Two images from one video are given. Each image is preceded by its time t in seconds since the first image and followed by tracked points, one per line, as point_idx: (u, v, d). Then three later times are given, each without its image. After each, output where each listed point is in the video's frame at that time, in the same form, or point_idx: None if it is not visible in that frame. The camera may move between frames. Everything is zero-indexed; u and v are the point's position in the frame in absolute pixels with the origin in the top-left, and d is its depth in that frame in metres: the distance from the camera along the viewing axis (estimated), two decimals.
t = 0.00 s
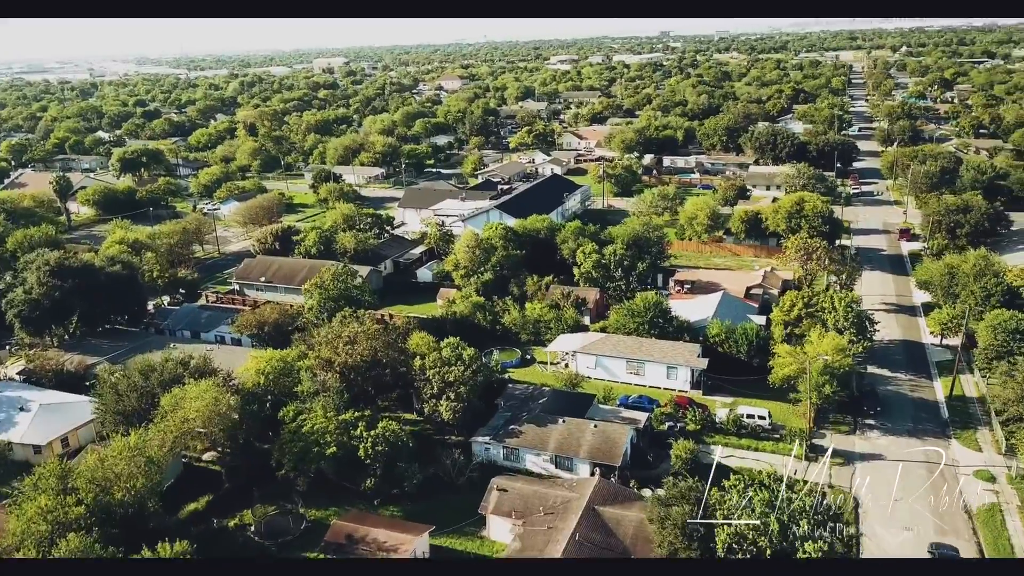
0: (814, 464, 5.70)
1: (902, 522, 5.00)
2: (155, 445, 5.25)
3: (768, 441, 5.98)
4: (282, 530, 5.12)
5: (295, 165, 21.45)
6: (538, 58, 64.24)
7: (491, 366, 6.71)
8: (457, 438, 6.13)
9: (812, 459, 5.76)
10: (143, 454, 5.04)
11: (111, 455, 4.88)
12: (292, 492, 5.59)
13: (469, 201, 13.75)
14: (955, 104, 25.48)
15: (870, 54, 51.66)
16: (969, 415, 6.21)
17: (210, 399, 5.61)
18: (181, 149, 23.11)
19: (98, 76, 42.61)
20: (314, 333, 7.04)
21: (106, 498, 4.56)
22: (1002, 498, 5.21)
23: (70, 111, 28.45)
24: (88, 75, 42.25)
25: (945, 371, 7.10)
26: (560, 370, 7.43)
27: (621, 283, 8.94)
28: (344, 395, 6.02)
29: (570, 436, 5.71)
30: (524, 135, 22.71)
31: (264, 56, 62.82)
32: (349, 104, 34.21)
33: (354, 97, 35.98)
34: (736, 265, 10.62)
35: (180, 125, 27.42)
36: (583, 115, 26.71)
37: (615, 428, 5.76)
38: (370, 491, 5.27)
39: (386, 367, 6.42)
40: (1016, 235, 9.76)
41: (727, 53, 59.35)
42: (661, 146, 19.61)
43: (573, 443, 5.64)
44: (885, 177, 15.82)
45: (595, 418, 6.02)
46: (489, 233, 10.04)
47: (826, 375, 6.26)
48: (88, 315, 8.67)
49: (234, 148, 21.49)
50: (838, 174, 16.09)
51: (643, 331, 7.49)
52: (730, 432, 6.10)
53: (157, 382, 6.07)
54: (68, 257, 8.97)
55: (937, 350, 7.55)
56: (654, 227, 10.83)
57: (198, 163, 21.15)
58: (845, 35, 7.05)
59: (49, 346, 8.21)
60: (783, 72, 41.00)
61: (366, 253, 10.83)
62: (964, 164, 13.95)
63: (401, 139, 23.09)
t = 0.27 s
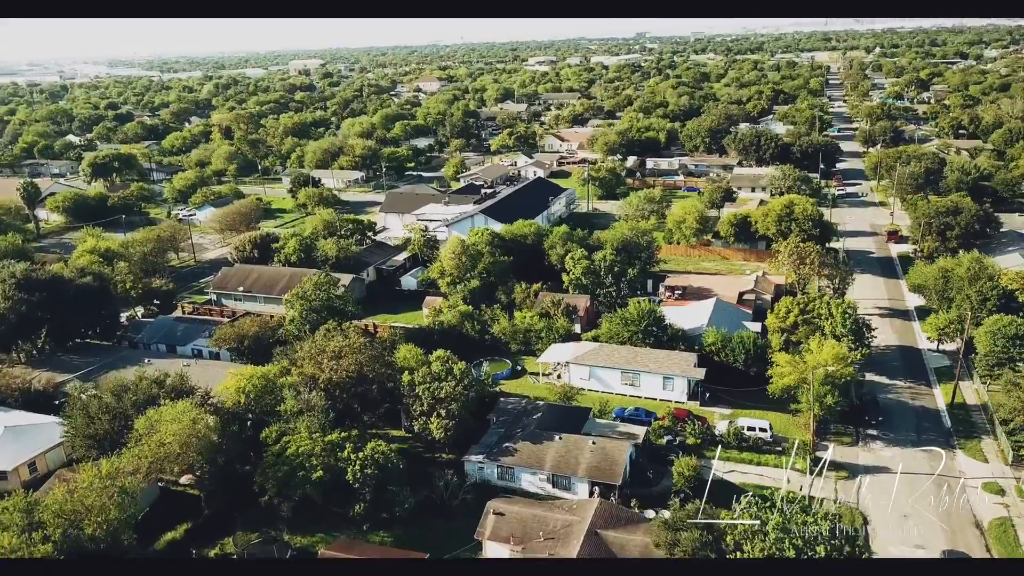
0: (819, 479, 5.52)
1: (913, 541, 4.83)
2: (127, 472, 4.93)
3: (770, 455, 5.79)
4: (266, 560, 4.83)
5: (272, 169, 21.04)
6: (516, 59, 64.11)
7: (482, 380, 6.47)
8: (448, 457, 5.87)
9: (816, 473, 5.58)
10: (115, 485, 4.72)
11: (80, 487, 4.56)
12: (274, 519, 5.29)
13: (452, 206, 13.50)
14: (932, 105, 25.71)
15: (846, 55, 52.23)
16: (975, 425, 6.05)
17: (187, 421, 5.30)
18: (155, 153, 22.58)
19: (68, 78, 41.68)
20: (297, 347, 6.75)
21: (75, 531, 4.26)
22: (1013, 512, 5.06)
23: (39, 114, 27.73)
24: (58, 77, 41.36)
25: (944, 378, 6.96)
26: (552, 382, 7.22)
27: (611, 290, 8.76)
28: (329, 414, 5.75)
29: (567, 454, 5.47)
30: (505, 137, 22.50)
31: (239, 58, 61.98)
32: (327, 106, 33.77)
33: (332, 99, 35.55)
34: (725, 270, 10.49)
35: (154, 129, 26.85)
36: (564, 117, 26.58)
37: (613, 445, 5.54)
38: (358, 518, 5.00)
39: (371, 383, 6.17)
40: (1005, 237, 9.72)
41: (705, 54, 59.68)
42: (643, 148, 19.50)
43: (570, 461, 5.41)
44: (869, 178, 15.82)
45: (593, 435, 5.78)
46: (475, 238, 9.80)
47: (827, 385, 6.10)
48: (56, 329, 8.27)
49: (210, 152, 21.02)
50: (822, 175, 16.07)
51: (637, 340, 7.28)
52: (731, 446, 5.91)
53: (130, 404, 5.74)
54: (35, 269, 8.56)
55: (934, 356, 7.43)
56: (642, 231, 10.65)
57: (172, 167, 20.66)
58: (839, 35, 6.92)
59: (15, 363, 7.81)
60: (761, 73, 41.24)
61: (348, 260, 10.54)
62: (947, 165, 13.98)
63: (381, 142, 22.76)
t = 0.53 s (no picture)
0: (824, 492, 5.37)
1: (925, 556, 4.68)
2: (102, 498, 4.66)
3: (773, 468, 5.64)
4: None
5: (253, 172, 20.68)
6: (497, 60, 63.95)
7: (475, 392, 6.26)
8: (441, 474, 5.65)
9: (821, 486, 5.43)
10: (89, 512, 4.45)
11: (51, 516, 4.28)
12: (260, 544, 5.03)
13: (438, 210, 13.29)
14: (912, 105, 25.88)
15: (825, 56, 52.67)
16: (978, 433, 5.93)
17: (167, 442, 5.03)
18: (132, 157, 22.12)
19: (41, 80, 40.86)
20: (282, 360, 6.51)
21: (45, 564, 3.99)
22: None
23: (10, 117, 27.09)
24: (30, 79, 40.54)
25: (944, 383, 6.86)
26: (546, 392, 7.02)
27: (603, 295, 8.60)
28: (317, 431, 5.51)
29: (566, 470, 5.28)
30: (489, 139, 22.30)
31: (216, 59, 61.20)
32: (307, 108, 33.38)
33: (312, 101, 35.14)
34: (717, 273, 10.37)
35: (130, 131, 26.35)
36: (547, 119, 26.43)
37: (613, 460, 5.35)
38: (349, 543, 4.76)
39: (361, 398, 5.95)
40: (996, 238, 9.68)
41: (685, 55, 59.91)
42: (629, 149, 19.40)
43: (569, 478, 5.21)
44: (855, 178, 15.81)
45: (592, 449, 5.60)
46: (463, 244, 9.60)
47: (828, 394, 5.97)
48: (29, 342, 7.95)
49: (188, 155, 20.62)
50: (808, 176, 16.05)
51: (632, 348, 7.11)
52: (732, 458, 5.75)
53: (106, 424, 5.45)
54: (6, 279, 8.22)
55: (932, 360, 7.32)
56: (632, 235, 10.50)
57: (149, 171, 20.21)
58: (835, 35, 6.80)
59: None
60: (742, 74, 41.40)
61: (333, 266, 10.29)
62: (933, 166, 13.99)
63: (363, 145, 22.48)
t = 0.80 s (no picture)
0: (832, 507, 5.20)
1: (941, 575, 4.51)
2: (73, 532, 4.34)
3: (778, 483, 5.46)
4: None
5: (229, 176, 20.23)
6: (475, 61, 63.67)
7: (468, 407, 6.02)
8: (433, 496, 5.39)
9: (828, 501, 5.25)
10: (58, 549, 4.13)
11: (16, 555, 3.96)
12: None
13: (421, 215, 13.02)
14: (890, 106, 26.06)
15: (801, 57, 53.11)
16: (982, 443, 5.80)
17: (142, 469, 4.72)
18: (103, 161, 21.55)
19: (7, 82, 39.81)
20: (266, 377, 6.22)
21: None
22: None
23: None
24: None
25: (944, 391, 6.74)
26: (540, 405, 6.80)
27: (594, 302, 8.39)
28: (303, 453, 5.23)
29: (565, 490, 5.05)
30: (470, 141, 22.05)
31: (189, 60, 60.19)
32: (284, 110, 32.87)
33: (289, 103, 34.62)
34: (707, 278, 10.22)
35: (101, 135, 25.70)
36: (528, 120, 26.23)
37: (615, 479, 5.13)
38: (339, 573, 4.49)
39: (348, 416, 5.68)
40: (986, 241, 9.63)
41: (662, 56, 60.10)
42: (612, 151, 19.25)
43: (569, 499, 4.98)
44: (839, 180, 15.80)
45: (591, 466, 5.37)
46: (449, 250, 9.34)
47: (832, 404, 5.80)
48: None
49: (162, 159, 20.11)
50: (792, 177, 16.00)
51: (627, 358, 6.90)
52: (733, 472, 5.56)
53: (76, 449, 5.12)
54: None
55: (931, 366, 7.19)
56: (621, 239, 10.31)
57: (121, 176, 19.67)
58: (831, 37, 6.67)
59: None
60: (721, 75, 41.55)
61: (314, 275, 9.98)
62: (917, 167, 13.99)
63: (342, 148, 22.12)
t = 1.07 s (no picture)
0: (840, 522, 5.04)
1: None
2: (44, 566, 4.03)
3: (783, 497, 5.30)
4: None
5: (208, 180, 19.83)
6: (455, 62, 63.41)
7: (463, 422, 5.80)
8: (427, 517, 5.16)
9: (836, 516, 5.09)
10: None
11: None
12: None
13: (406, 220, 12.78)
14: (872, 107, 26.19)
15: (781, 57, 53.46)
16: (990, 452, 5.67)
17: (120, 496, 4.43)
18: (78, 166, 21.05)
19: None
20: (250, 393, 5.96)
21: None
22: None
23: None
24: None
25: (945, 397, 6.63)
26: (535, 417, 6.60)
27: (587, 309, 8.21)
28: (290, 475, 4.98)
29: (565, 510, 4.85)
30: (453, 143, 21.83)
31: (165, 62, 59.32)
32: (263, 112, 32.43)
33: (268, 105, 34.15)
34: (699, 282, 10.09)
35: (75, 139, 25.14)
36: (512, 122, 26.05)
37: (617, 497, 4.94)
38: None
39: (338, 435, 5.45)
40: (977, 243, 9.58)
41: (642, 57, 60.22)
42: (597, 152, 19.12)
43: (570, 519, 4.78)
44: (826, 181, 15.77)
45: (591, 484, 5.18)
46: (437, 257, 9.12)
47: (836, 415, 5.66)
48: None
49: (138, 163, 19.66)
50: (779, 178, 15.95)
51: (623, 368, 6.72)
52: (737, 487, 5.40)
53: (48, 474, 4.82)
54: None
55: (930, 372, 7.08)
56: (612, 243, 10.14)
57: (97, 180, 19.21)
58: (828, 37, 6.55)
59: None
60: (702, 75, 41.64)
61: (298, 282, 9.71)
62: (904, 168, 13.98)
63: (323, 150, 21.79)
